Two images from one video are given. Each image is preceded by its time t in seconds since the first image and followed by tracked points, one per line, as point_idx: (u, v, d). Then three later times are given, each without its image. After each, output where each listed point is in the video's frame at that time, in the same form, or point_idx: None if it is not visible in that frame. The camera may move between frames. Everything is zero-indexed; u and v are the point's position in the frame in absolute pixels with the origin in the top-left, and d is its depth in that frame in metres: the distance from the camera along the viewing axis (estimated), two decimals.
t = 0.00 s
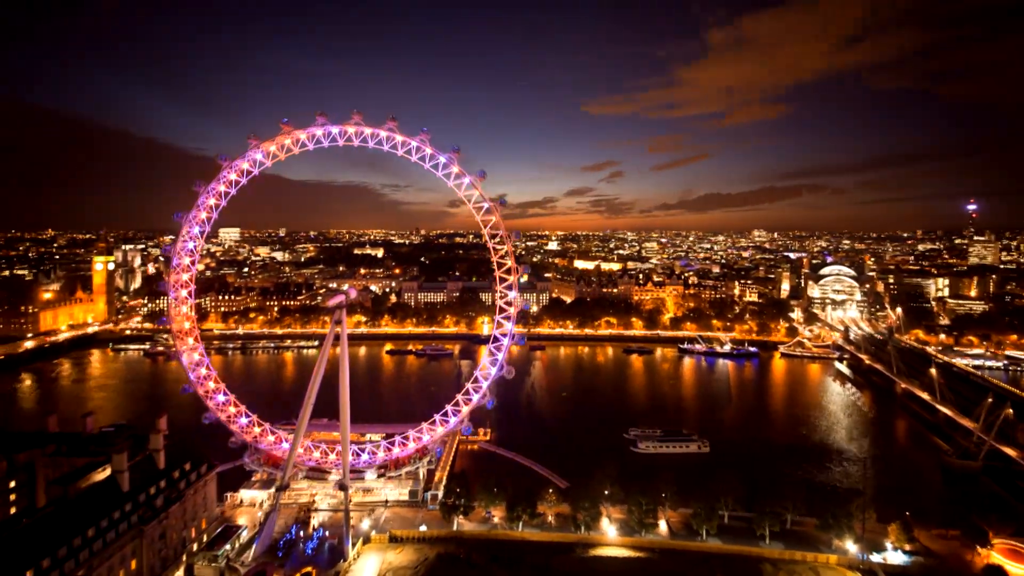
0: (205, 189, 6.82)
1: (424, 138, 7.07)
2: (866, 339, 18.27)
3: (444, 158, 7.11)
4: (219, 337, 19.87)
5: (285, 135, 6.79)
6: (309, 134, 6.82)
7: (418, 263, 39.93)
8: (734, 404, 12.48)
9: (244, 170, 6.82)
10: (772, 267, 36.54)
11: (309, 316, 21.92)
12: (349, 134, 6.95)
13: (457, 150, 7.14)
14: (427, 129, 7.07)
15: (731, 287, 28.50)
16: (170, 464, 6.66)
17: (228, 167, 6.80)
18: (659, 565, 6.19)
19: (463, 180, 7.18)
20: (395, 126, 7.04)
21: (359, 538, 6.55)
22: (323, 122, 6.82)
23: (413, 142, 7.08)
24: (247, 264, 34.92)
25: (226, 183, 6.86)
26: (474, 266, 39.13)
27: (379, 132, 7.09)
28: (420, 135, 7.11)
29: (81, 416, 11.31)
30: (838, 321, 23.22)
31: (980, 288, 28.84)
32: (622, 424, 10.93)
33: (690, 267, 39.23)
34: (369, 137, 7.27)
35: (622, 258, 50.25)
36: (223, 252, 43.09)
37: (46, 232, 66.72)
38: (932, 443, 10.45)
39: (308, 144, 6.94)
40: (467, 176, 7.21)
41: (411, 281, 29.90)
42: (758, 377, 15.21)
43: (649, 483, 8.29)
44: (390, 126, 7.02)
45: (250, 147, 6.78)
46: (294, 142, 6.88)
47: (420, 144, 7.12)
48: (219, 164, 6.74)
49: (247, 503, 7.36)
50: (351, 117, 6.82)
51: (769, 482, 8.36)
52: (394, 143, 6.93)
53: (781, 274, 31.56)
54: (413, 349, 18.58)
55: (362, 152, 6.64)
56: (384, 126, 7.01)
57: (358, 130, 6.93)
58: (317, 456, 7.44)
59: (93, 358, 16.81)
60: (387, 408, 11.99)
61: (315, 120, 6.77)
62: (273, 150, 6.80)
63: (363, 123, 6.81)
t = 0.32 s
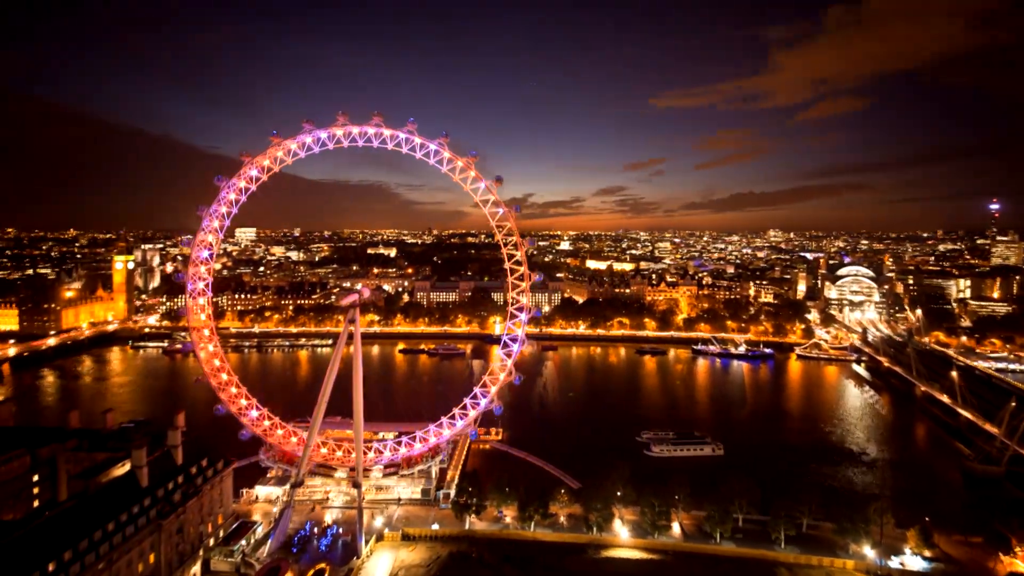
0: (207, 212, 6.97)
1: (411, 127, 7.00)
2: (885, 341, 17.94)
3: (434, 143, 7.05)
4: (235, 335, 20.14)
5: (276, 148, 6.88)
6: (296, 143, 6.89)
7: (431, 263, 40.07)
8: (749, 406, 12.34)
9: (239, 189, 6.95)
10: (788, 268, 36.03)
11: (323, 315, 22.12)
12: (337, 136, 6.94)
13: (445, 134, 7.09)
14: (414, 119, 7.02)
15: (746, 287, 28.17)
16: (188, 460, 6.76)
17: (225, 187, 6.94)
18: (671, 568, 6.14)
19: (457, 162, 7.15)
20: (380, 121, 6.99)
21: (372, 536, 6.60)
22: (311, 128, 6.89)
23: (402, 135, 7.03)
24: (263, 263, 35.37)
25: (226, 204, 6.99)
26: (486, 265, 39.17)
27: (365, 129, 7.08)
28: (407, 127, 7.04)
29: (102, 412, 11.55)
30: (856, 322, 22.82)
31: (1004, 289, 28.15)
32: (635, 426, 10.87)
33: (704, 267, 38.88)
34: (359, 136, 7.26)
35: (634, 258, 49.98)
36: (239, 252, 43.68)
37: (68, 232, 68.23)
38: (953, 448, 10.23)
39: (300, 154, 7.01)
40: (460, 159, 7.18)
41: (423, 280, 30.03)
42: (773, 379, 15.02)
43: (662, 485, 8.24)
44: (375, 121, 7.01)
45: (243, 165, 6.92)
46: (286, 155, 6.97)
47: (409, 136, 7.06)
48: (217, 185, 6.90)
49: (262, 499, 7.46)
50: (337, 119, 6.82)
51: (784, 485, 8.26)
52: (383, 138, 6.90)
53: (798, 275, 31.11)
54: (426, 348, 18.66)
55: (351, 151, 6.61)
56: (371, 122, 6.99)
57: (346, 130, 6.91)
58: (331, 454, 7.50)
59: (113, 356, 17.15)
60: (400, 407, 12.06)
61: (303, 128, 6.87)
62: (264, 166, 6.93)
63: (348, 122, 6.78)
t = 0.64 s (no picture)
0: (217, 228, 7.10)
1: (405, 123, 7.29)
2: (905, 344, 17.58)
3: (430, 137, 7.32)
4: (252, 333, 20.42)
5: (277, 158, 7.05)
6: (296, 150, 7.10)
7: (444, 263, 40.25)
8: (763, 408, 12.20)
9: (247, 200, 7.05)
10: (804, 268, 35.53)
11: (338, 314, 22.33)
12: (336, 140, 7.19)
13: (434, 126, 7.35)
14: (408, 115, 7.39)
15: (761, 288, 27.83)
16: (205, 457, 6.87)
17: (233, 199, 7.06)
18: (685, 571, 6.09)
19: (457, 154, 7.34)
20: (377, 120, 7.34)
21: (385, 533, 6.64)
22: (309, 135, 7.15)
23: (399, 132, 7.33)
24: (279, 263, 35.82)
25: (234, 218, 7.11)
26: (498, 266, 39.23)
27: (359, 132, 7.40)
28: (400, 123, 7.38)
29: (122, 408, 11.80)
30: (875, 324, 22.41)
31: None
32: (648, 427, 10.79)
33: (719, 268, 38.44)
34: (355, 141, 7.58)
35: (647, 258, 49.72)
36: (256, 251, 44.27)
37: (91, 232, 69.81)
38: (976, 452, 9.99)
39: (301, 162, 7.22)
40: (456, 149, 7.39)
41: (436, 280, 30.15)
42: (789, 381, 14.81)
43: (675, 487, 8.19)
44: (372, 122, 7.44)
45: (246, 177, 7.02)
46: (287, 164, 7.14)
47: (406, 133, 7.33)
48: (224, 199, 7.01)
49: (277, 495, 7.56)
50: (335, 124, 7.16)
51: (800, 488, 8.14)
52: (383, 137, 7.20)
53: (815, 275, 30.63)
54: (438, 347, 18.74)
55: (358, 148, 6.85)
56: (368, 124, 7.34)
57: (344, 133, 7.20)
58: (344, 450, 7.57)
59: (133, 353, 17.50)
60: (412, 405, 12.13)
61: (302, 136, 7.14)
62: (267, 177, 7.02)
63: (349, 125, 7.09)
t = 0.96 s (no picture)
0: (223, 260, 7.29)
1: (391, 122, 7.70)
2: (924, 347, 17.24)
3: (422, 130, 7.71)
4: (267, 332, 20.67)
5: (276, 172, 7.21)
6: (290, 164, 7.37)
7: (456, 262, 40.38)
8: (778, 411, 12.06)
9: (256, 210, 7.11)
10: (821, 269, 35.02)
11: (351, 313, 22.51)
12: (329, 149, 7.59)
13: (422, 118, 7.76)
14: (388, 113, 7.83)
15: (776, 288, 27.49)
16: (221, 453, 6.97)
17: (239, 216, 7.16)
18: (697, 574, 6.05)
19: (443, 141, 7.73)
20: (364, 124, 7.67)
21: (398, 531, 6.68)
22: (294, 153, 7.42)
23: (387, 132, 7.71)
24: (293, 262, 36.22)
25: (239, 246, 7.25)
26: (510, 265, 39.24)
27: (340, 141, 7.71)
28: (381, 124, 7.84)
29: (140, 404, 12.02)
30: (894, 326, 22.02)
31: None
32: (660, 429, 10.71)
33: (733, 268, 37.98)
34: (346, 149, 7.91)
35: (659, 258, 49.47)
36: (271, 251, 44.79)
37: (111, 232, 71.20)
38: (998, 458, 9.76)
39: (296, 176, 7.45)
40: (445, 138, 7.77)
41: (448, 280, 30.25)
42: (805, 383, 14.60)
43: (688, 489, 8.13)
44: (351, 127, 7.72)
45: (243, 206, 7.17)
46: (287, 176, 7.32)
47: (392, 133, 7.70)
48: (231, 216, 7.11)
49: (291, 493, 7.64)
50: (318, 138, 7.47)
51: (815, 492, 8.03)
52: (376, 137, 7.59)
53: (831, 275, 30.17)
54: (450, 347, 18.80)
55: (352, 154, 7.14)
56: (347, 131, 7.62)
57: (328, 144, 7.57)
58: (357, 448, 7.63)
59: (151, 351, 17.81)
60: (424, 404, 12.19)
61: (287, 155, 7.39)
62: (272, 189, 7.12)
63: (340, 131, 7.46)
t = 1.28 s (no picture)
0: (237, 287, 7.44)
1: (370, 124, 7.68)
2: (945, 349, 16.89)
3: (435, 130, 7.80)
4: (281, 330, 20.91)
5: (286, 178, 7.29)
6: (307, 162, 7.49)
7: (467, 262, 40.47)
8: (794, 413, 11.90)
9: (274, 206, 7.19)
10: (837, 269, 34.50)
11: (364, 313, 22.68)
12: (329, 157, 7.66)
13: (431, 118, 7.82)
14: (400, 113, 7.95)
15: (791, 289, 27.14)
16: (236, 449, 7.07)
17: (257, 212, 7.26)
18: None
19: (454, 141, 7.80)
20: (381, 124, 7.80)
21: (409, 530, 6.72)
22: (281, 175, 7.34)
23: (391, 132, 7.82)
24: (306, 262, 36.59)
25: (248, 275, 7.46)
26: (522, 266, 39.22)
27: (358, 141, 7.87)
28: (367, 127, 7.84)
29: (158, 401, 12.24)
30: (913, 328, 21.61)
31: None
32: (673, 430, 10.64)
33: (747, 268, 37.65)
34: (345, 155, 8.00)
35: (672, 258, 49.20)
36: (286, 250, 45.29)
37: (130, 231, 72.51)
38: (1021, 463, 9.54)
39: (312, 175, 7.57)
40: (455, 138, 7.82)
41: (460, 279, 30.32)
42: (821, 386, 14.39)
43: (700, 491, 8.07)
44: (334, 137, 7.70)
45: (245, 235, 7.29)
46: (297, 182, 7.40)
47: (398, 132, 7.84)
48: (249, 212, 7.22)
49: (305, 490, 7.72)
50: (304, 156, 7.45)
51: (830, 496, 7.93)
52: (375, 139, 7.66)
53: (848, 276, 29.71)
54: (462, 346, 18.84)
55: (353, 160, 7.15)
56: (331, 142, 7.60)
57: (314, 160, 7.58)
58: (370, 447, 7.67)
59: (169, 348, 18.12)
60: (436, 403, 12.23)
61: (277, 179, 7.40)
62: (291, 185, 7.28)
63: (338, 136, 7.53)
